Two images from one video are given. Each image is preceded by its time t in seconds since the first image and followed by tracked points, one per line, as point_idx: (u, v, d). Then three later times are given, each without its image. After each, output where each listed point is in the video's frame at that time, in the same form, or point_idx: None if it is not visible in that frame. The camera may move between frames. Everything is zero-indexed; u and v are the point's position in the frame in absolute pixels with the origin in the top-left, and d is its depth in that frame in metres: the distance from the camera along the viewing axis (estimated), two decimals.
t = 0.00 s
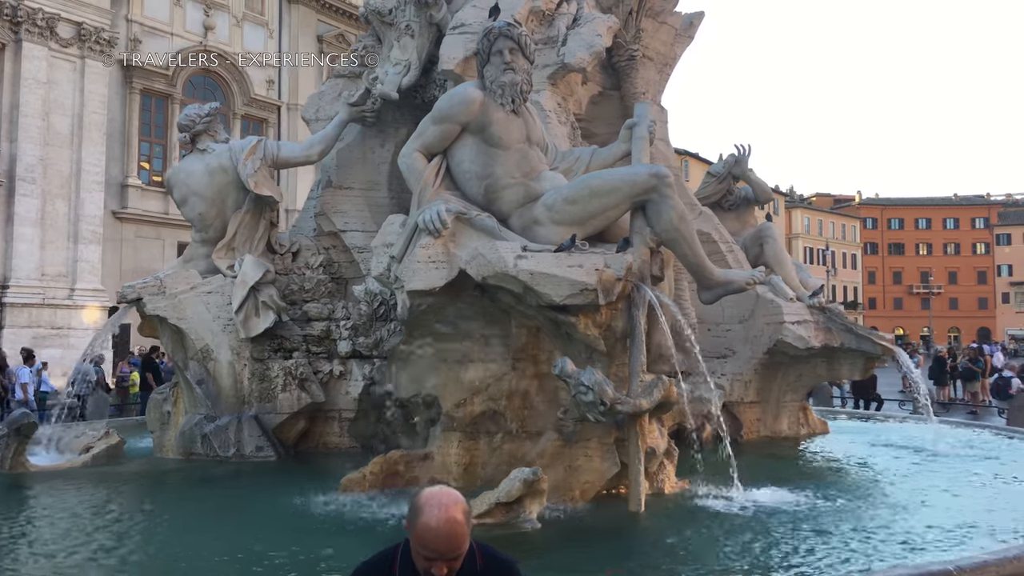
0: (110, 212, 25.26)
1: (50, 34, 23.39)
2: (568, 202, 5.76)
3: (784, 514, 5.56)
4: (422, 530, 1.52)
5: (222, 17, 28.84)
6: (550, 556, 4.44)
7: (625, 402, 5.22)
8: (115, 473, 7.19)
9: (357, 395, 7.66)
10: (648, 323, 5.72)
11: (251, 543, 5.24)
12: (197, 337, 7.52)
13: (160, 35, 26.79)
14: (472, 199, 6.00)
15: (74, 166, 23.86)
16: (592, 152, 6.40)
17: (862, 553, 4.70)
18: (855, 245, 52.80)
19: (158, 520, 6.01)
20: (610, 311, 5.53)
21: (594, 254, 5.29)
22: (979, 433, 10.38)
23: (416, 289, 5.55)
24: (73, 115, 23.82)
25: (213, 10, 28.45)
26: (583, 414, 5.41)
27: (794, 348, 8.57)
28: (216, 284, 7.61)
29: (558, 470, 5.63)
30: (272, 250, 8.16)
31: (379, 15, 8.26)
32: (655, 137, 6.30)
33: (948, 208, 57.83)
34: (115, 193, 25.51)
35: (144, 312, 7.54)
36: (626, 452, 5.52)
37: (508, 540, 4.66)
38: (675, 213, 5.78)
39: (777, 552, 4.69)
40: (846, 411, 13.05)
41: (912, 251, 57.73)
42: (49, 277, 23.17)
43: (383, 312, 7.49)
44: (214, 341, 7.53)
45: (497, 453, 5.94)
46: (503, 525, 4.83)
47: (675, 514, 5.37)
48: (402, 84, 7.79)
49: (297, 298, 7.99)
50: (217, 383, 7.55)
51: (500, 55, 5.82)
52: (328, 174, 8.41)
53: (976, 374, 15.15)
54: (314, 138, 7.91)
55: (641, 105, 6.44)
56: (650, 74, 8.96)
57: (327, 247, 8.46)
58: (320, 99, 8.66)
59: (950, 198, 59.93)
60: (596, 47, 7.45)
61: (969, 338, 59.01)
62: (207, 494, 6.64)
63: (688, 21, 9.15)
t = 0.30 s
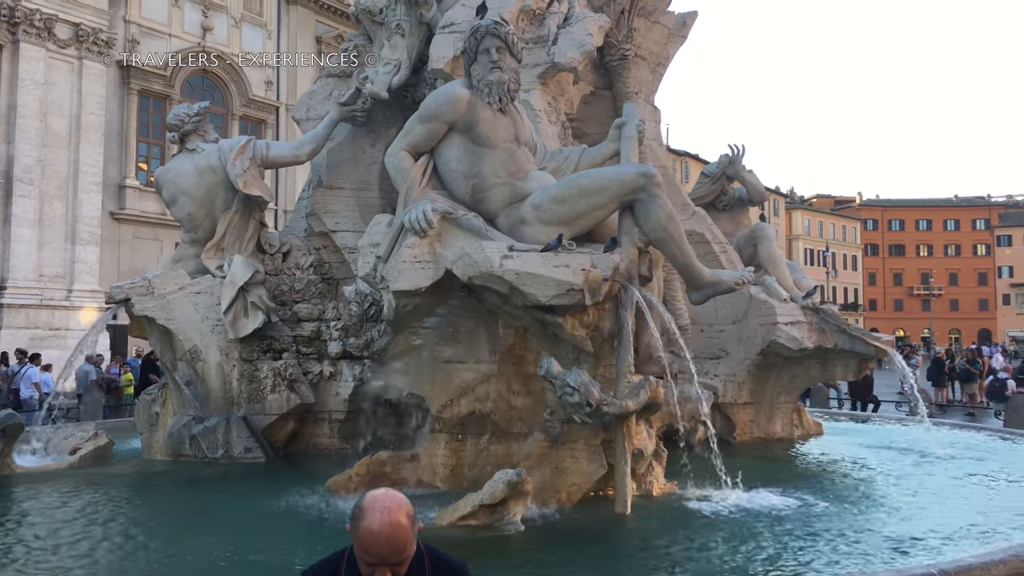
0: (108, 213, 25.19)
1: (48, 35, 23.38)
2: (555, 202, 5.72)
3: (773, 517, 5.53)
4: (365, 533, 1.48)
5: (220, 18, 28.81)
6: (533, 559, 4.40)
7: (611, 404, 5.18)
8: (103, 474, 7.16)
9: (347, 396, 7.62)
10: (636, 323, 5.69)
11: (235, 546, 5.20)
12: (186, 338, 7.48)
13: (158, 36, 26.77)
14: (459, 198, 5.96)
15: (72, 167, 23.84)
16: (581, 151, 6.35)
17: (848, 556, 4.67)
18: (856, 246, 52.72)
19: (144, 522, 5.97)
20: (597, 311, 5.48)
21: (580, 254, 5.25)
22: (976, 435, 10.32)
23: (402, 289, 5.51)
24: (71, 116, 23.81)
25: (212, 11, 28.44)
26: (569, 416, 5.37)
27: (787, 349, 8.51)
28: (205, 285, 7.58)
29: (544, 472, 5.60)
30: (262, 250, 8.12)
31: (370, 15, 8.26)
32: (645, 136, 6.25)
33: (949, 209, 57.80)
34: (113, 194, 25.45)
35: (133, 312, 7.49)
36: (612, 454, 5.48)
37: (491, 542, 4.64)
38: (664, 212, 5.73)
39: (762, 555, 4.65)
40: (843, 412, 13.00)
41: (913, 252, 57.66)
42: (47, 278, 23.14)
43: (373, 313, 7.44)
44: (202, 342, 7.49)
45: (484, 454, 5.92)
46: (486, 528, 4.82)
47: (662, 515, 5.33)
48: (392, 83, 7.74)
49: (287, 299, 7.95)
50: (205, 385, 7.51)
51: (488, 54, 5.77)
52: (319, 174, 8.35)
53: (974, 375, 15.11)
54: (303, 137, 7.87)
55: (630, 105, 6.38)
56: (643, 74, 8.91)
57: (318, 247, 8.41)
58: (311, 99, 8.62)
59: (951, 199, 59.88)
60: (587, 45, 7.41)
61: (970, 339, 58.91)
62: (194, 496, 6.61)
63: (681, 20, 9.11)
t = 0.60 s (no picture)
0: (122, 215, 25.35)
1: (62, 38, 23.57)
2: (554, 202, 5.69)
3: (773, 520, 5.47)
4: (314, 539, 1.47)
5: (232, 20, 28.94)
6: (529, 563, 4.36)
7: (609, 405, 5.15)
8: (107, 475, 7.20)
9: (350, 397, 7.64)
10: (635, 324, 5.67)
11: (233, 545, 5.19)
12: (190, 339, 7.51)
13: (171, 38, 26.93)
14: (458, 199, 5.95)
15: (85, 170, 24.03)
16: (581, 151, 6.32)
17: (847, 560, 4.61)
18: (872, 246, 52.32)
19: (147, 522, 5.99)
20: (596, 312, 5.45)
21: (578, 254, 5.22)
22: (989, 437, 10.20)
23: (400, 290, 5.49)
24: (84, 119, 24.00)
25: (224, 13, 28.60)
26: (566, 417, 5.34)
27: (794, 350, 8.45)
28: (208, 286, 7.60)
29: (543, 474, 5.57)
30: (266, 251, 8.11)
31: (373, 15, 8.25)
32: (645, 136, 6.21)
33: (966, 208, 57.30)
34: (127, 196, 25.61)
35: (137, 313, 7.54)
36: (611, 455, 5.45)
37: (485, 544, 4.62)
38: (663, 212, 5.69)
39: (759, 559, 4.61)
40: (855, 414, 12.88)
41: (930, 252, 57.17)
42: (61, 280, 23.30)
43: (377, 314, 7.44)
44: (206, 343, 7.51)
45: (483, 456, 5.90)
46: (482, 530, 4.79)
47: (660, 518, 5.30)
48: (395, 84, 7.73)
49: (291, 300, 7.94)
50: (209, 386, 7.53)
51: (486, 54, 5.75)
52: (323, 175, 8.35)
53: (989, 376, 14.93)
54: (306, 138, 7.89)
55: (630, 104, 6.35)
56: (647, 73, 8.88)
57: (322, 248, 8.41)
58: (315, 100, 8.64)
59: (968, 199, 59.34)
60: (589, 45, 7.37)
61: (989, 340, 58.32)
62: (197, 496, 6.62)
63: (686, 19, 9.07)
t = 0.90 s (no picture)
0: (146, 217, 25.60)
1: (86, 42, 23.89)
2: (562, 200, 5.62)
3: (784, 523, 5.39)
4: (274, 539, 1.52)
5: (254, 24, 29.14)
6: (533, 565, 4.32)
7: (616, 406, 5.08)
8: (120, 474, 7.25)
9: (363, 397, 7.56)
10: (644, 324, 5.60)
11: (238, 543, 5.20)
12: (203, 340, 7.54)
13: (194, 42, 27.17)
14: (466, 199, 5.94)
15: (110, 172, 24.29)
16: (591, 150, 6.27)
17: (857, 565, 4.52)
18: (898, 245, 51.69)
19: (159, 522, 6.01)
20: (604, 312, 5.38)
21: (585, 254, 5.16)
22: (1013, 439, 10.01)
23: (407, 290, 5.46)
24: (108, 122, 24.27)
25: (246, 17, 28.84)
26: (574, 418, 5.28)
27: (811, 351, 8.33)
28: (221, 287, 7.65)
29: (551, 476, 5.52)
30: (279, 252, 8.13)
31: (385, 16, 8.25)
32: (655, 134, 6.14)
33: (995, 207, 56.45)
34: (151, 198, 25.87)
35: (151, 314, 7.59)
36: (621, 457, 5.37)
37: (489, 545, 4.60)
38: (673, 211, 5.62)
39: (767, 563, 4.53)
40: (878, 415, 12.68)
41: (958, 251, 56.39)
42: (86, 281, 23.56)
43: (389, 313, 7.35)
44: (219, 343, 7.54)
45: (491, 457, 5.88)
46: (487, 531, 4.78)
47: (669, 520, 5.24)
48: (406, 85, 7.71)
49: (304, 300, 7.95)
50: (222, 386, 7.56)
51: (494, 52, 5.72)
52: (336, 176, 8.35)
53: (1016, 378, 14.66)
54: (318, 139, 7.91)
55: (641, 102, 6.28)
56: (660, 71, 8.81)
57: (336, 249, 8.44)
58: (328, 101, 8.66)
59: (997, 197, 58.46)
60: (601, 43, 7.32)
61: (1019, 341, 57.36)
62: (208, 496, 6.64)
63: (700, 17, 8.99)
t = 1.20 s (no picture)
0: (161, 219, 25.67)
1: (102, 45, 24.10)
2: (563, 199, 5.58)
3: (787, 525, 5.33)
4: (227, 537, 1.54)
5: (268, 26, 29.29)
6: (530, 566, 4.29)
7: (617, 406, 5.04)
8: (126, 474, 7.28)
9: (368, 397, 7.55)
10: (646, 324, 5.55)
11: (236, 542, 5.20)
12: (208, 339, 7.56)
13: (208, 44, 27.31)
14: (467, 198, 5.91)
15: (125, 174, 24.46)
16: (594, 148, 6.23)
17: (859, 568, 4.46)
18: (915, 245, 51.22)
19: (163, 521, 6.02)
20: (606, 311, 5.34)
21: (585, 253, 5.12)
22: None
23: (407, 290, 5.44)
24: (123, 124, 24.43)
25: (260, 19, 28.98)
26: (574, 418, 5.24)
27: (820, 351, 8.25)
28: (227, 287, 7.67)
29: (552, 476, 5.49)
30: (284, 252, 8.15)
31: (390, 16, 8.25)
32: (659, 131, 6.09)
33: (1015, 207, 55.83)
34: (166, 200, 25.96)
35: (157, 314, 7.62)
36: (622, 458, 5.34)
37: (486, 545, 4.57)
38: (675, 210, 5.58)
39: (767, 565, 4.48)
40: (891, 417, 12.55)
41: (977, 251, 55.84)
42: (102, 282, 23.72)
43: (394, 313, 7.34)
44: (224, 343, 7.55)
45: (493, 457, 5.88)
46: (484, 531, 4.76)
47: (670, 521, 5.21)
48: (411, 84, 7.69)
49: (309, 300, 7.95)
50: (227, 385, 7.58)
51: (495, 51, 5.69)
52: (341, 176, 8.35)
53: None
54: (323, 139, 7.91)
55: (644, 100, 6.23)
56: (667, 70, 8.77)
57: (341, 249, 8.44)
58: (334, 102, 8.68)
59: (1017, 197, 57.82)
60: (605, 41, 7.27)
61: None
62: (212, 495, 6.66)
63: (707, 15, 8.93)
